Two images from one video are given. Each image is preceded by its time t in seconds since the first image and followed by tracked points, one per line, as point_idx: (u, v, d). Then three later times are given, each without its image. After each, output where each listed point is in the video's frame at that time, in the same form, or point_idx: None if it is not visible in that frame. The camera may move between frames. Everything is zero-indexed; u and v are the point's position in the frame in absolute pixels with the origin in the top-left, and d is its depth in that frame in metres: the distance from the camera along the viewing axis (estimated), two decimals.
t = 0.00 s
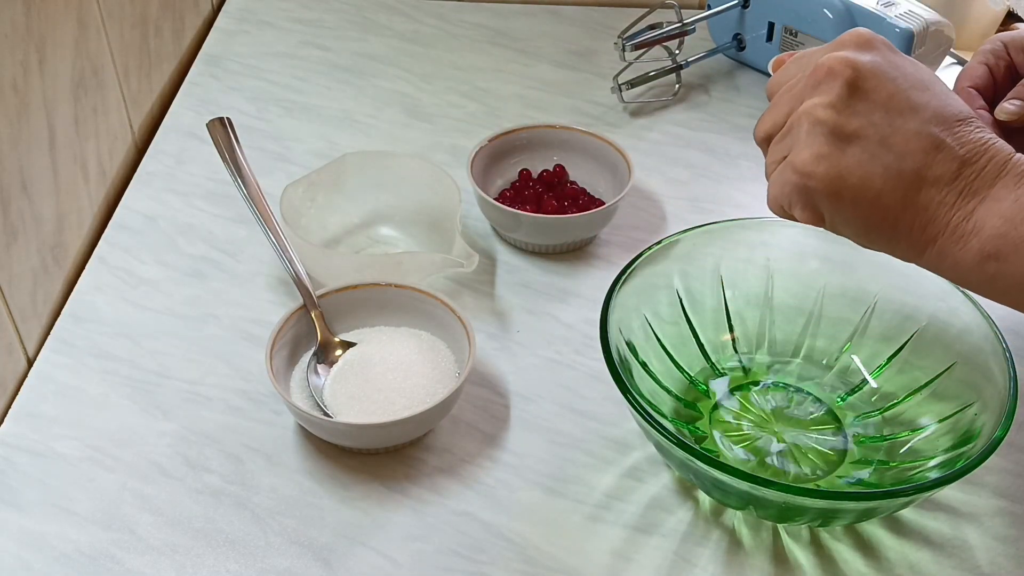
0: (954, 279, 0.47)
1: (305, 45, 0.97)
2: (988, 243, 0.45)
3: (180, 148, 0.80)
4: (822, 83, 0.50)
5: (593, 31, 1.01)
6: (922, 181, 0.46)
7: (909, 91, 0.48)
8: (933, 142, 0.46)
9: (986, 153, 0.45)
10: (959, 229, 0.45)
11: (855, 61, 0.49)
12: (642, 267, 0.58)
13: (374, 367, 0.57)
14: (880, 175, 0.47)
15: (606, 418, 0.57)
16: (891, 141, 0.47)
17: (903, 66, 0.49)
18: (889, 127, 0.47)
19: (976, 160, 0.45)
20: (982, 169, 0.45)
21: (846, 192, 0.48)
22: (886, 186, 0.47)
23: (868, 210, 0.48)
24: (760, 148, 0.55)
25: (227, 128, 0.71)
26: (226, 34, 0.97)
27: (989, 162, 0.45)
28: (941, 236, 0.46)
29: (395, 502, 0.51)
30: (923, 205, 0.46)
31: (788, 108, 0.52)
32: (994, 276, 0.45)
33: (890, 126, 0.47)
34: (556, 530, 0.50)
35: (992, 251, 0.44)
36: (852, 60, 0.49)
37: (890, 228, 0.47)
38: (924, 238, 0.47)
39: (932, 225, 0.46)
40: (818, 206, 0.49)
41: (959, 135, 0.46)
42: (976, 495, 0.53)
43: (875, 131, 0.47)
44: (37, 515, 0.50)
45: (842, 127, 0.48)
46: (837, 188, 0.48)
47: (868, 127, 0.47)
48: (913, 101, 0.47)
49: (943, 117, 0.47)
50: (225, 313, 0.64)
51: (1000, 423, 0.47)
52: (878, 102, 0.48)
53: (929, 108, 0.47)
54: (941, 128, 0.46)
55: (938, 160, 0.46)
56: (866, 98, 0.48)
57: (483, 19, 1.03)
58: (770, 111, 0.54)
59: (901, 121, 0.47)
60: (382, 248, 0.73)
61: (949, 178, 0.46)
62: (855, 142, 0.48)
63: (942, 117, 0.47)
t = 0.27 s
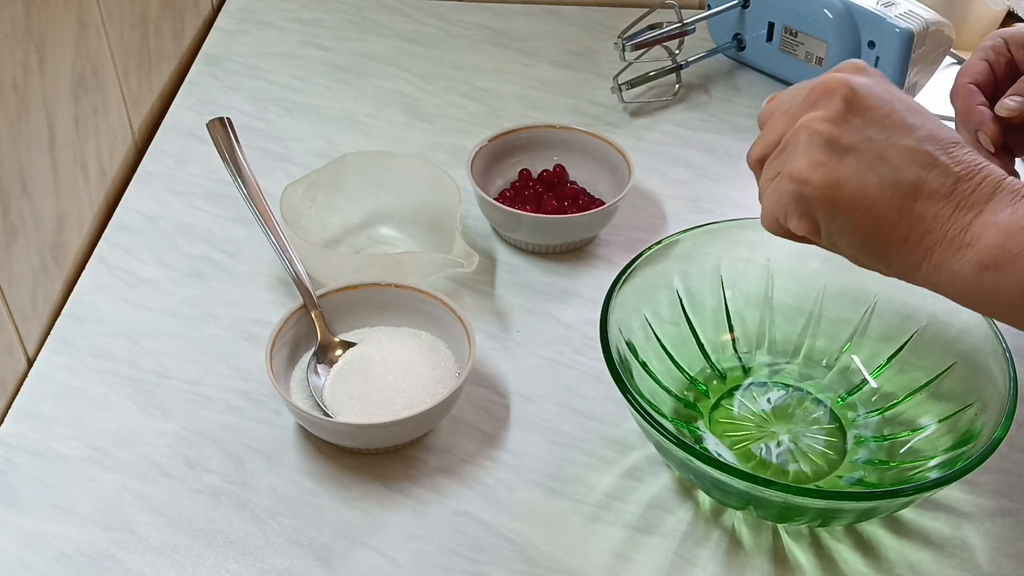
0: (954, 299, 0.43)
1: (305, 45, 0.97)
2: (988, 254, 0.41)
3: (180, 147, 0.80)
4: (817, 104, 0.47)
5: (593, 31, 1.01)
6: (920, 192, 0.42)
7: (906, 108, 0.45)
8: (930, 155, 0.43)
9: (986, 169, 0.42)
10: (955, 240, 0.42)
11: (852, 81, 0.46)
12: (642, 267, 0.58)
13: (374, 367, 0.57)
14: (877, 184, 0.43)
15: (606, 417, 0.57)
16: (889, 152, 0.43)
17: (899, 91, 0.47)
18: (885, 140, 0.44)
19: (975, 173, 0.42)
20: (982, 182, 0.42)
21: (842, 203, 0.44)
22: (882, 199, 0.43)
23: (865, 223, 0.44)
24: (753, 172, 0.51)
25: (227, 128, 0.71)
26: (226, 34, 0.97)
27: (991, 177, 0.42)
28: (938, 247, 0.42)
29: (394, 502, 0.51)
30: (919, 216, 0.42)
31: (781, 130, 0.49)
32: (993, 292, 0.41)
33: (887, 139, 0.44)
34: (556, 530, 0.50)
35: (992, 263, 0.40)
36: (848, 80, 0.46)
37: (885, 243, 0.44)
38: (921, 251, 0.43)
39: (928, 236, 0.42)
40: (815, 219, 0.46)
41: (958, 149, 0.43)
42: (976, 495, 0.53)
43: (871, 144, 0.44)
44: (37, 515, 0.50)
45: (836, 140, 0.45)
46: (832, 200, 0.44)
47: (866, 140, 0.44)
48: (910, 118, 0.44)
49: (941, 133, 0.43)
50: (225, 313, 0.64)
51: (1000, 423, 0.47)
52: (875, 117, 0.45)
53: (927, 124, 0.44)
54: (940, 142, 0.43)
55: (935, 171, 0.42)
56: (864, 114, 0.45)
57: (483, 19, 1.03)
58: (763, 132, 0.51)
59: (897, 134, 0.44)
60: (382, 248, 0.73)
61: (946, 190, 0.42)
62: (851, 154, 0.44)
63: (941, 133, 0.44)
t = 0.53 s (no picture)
0: (951, 307, 0.43)
1: (305, 45, 0.97)
2: (988, 263, 0.41)
3: (180, 147, 0.80)
4: (826, 106, 0.46)
5: (593, 31, 1.01)
6: (925, 200, 0.43)
7: (913, 121, 0.45)
8: (935, 167, 0.43)
9: (987, 183, 0.43)
10: (958, 248, 0.42)
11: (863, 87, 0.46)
12: (642, 267, 0.58)
13: (374, 367, 0.57)
14: (885, 187, 0.43)
15: (606, 418, 0.57)
16: (899, 159, 0.44)
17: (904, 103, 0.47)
18: (894, 147, 0.44)
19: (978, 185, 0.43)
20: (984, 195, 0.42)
21: (851, 204, 0.44)
22: (890, 203, 0.43)
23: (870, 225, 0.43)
24: (753, 172, 0.50)
25: (227, 128, 0.71)
26: (226, 34, 0.97)
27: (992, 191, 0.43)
28: (939, 254, 0.42)
29: (395, 502, 0.51)
30: (923, 222, 0.43)
31: (786, 130, 0.48)
32: (993, 301, 0.41)
33: (897, 146, 0.44)
34: (556, 530, 0.50)
35: (993, 271, 0.41)
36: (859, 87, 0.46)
37: (889, 247, 0.43)
38: (921, 259, 0.43)
39: (931, 241, 0.42)
40: (821, 217, 0.45)
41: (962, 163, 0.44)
42: (976, 495, 0.53)
43: (881, 149, 0.44)
44: (37, 515, 0.50)
45: (847, 142, 0.44)
46: (842, 199, 0.44)
47: (877, 144, 0.44)
48: (918, 130, 0.45)
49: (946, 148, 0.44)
50: (225, 313, 0.64)
51: (1000, 423, 0.47)
52: (883, 124, 0.45)
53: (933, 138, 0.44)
54: (946, 155, 0.44)
55: (939, 182, 0.43)
56: (875, 121, 0.45)
57: (483, 19, 1.03)
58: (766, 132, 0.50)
59: (904, 143, 0.44)
60: (382, 248, 0.73)
61: (950, 199, 0.42)
62: (861, 155, 0.44)
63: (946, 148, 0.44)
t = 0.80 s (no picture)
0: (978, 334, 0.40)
1: (305, 45, 0.97)
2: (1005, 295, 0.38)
3: (179, 147, 0.80)
4: (787, 187, 0.41)
5: (593, 31, 1.01)
6: (920, 248, 0.38)
7: (877, 164, 0.41)
8: (917, 208, 0.39)
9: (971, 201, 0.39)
10: (966, 284, 0.38)
11: (811, 157, 0.41)
12: (642, 267, 0.58)
13: (374, 367, 0.57)
14: (878, 258, 0.39)
15: (606, 418, 0.57)
16: (879, 224, 0.39)
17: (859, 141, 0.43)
18: (870, 212, 0.39)
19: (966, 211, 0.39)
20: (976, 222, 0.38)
21: (850, 287, 0.39)
22: (889, 268, 0.39)
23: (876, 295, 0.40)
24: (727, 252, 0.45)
25: (227, 128, 0.71)
26: (226, 34, 0.97)
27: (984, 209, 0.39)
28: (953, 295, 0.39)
29: (395, 502, 0.51)
30: (927, 270, 0.39)
31: (748, 211, 0.43)
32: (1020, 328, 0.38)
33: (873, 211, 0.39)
34: (556, 530, 0.50)
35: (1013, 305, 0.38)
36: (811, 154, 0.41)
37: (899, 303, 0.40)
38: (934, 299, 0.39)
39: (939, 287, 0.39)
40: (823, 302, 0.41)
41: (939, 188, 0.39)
42: (976, 495, 0.53)
43: (859, 217, 0.39)
44: (37, 515, 0.50)
45: (820, 223, 0.40)
46: (839, 284, 0.39)
47: (854, 216, 0.39)
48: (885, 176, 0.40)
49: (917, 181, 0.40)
50: (225, 313, 0.64)
51: (1000, 424, 0.47)
52: (852, 189, 0.40)
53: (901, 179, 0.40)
54: (918, 190, 0.39)
55: (926, 221, 0.39)
56: (845, 192, 0.40)
57: (483, 19, 1.03)
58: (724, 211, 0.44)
59: (878, 199, 0.39)
60: (382, 248, 0.73)
61: (944, 239, 0.38)
62: (843, 234, 0.39)
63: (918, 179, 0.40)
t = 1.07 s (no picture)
0: None
1: (305, 45, 0.97)
2: None
3: (179, 147, 0.80)
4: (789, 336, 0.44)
5: (593, 30, 1.01)
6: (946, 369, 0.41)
7: (871, 296, 0.40)
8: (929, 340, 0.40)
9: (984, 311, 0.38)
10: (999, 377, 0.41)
11: (808, 306, 0.42)
12: (642, 267, 0.58)
13: (374, 367, 0.57)
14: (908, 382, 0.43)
15: (606, 417, 0.57)
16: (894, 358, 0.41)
17: (844, 253, 0.40)
18: (883, 351, 0.41)
19: (976, 336, 0.39)
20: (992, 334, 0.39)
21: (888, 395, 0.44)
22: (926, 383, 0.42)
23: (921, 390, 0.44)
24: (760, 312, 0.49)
25: (227, 128, 0.71)
26: (226, 34, 0.97)
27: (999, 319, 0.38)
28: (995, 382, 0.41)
29: (395, 502, 0.51)
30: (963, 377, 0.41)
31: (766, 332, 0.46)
32: None
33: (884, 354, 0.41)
34: (556, 530, 0.50)
35: None
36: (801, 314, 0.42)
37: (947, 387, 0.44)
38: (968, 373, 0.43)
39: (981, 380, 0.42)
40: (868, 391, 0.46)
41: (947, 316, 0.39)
42: (977, 495, 0.53)
43: (874, 360, 0.42)
44: (37, 515, 0.50)
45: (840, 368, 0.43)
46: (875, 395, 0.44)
47: (867, 360, 0.42)
48: (881, 313, 0.40)
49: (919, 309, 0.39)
50: (225, 313, 0.64)
51: (1000, 424, 0.47)
52: (857, 334, 0.41)
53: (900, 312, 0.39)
54: (925, 326, 0.39)
55: (941, 347, 0.40)
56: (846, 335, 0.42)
57: (483, 19, 1.03)
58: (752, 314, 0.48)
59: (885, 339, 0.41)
60: (382, 248, 0.73)
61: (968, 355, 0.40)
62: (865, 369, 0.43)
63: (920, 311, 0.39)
